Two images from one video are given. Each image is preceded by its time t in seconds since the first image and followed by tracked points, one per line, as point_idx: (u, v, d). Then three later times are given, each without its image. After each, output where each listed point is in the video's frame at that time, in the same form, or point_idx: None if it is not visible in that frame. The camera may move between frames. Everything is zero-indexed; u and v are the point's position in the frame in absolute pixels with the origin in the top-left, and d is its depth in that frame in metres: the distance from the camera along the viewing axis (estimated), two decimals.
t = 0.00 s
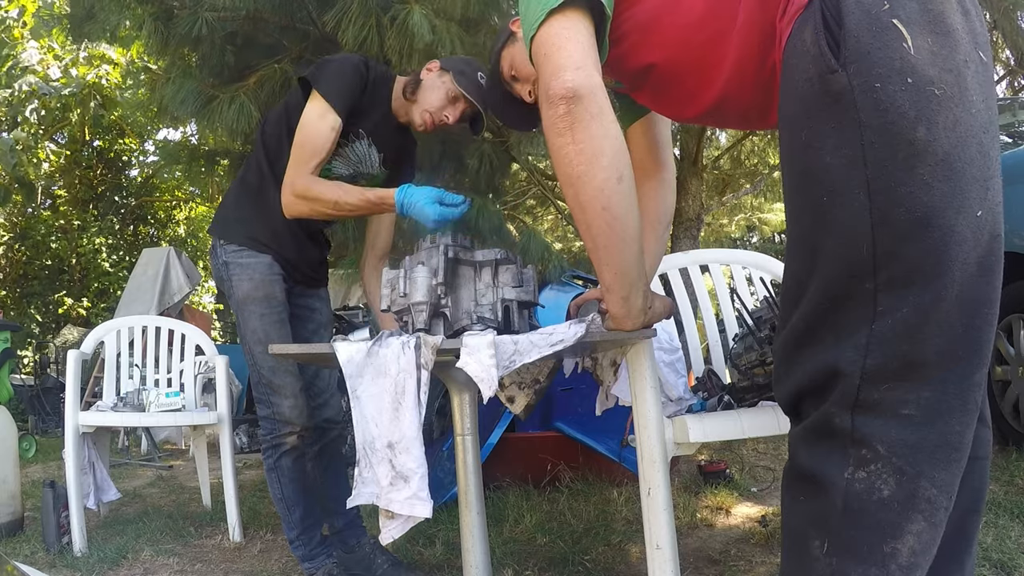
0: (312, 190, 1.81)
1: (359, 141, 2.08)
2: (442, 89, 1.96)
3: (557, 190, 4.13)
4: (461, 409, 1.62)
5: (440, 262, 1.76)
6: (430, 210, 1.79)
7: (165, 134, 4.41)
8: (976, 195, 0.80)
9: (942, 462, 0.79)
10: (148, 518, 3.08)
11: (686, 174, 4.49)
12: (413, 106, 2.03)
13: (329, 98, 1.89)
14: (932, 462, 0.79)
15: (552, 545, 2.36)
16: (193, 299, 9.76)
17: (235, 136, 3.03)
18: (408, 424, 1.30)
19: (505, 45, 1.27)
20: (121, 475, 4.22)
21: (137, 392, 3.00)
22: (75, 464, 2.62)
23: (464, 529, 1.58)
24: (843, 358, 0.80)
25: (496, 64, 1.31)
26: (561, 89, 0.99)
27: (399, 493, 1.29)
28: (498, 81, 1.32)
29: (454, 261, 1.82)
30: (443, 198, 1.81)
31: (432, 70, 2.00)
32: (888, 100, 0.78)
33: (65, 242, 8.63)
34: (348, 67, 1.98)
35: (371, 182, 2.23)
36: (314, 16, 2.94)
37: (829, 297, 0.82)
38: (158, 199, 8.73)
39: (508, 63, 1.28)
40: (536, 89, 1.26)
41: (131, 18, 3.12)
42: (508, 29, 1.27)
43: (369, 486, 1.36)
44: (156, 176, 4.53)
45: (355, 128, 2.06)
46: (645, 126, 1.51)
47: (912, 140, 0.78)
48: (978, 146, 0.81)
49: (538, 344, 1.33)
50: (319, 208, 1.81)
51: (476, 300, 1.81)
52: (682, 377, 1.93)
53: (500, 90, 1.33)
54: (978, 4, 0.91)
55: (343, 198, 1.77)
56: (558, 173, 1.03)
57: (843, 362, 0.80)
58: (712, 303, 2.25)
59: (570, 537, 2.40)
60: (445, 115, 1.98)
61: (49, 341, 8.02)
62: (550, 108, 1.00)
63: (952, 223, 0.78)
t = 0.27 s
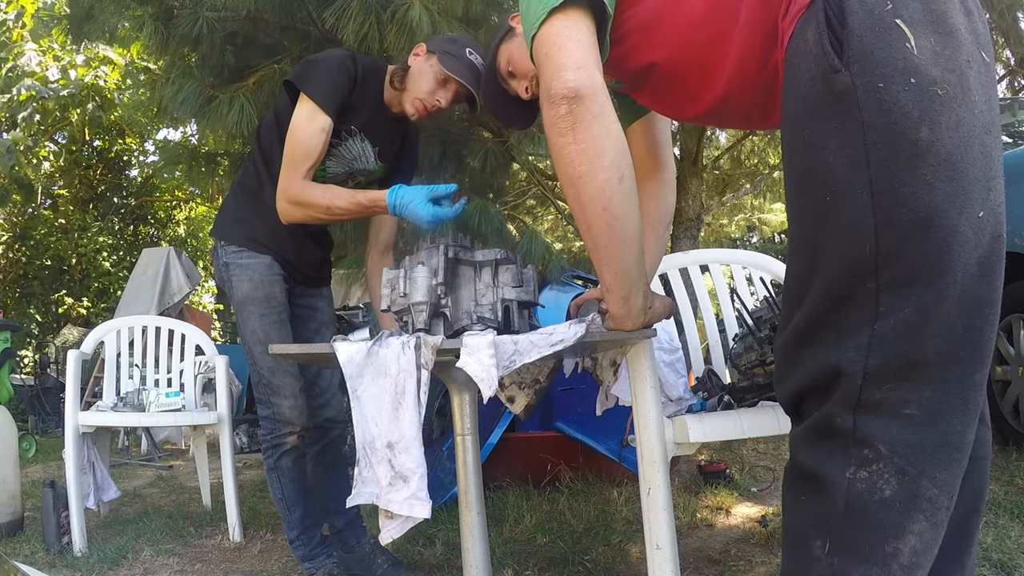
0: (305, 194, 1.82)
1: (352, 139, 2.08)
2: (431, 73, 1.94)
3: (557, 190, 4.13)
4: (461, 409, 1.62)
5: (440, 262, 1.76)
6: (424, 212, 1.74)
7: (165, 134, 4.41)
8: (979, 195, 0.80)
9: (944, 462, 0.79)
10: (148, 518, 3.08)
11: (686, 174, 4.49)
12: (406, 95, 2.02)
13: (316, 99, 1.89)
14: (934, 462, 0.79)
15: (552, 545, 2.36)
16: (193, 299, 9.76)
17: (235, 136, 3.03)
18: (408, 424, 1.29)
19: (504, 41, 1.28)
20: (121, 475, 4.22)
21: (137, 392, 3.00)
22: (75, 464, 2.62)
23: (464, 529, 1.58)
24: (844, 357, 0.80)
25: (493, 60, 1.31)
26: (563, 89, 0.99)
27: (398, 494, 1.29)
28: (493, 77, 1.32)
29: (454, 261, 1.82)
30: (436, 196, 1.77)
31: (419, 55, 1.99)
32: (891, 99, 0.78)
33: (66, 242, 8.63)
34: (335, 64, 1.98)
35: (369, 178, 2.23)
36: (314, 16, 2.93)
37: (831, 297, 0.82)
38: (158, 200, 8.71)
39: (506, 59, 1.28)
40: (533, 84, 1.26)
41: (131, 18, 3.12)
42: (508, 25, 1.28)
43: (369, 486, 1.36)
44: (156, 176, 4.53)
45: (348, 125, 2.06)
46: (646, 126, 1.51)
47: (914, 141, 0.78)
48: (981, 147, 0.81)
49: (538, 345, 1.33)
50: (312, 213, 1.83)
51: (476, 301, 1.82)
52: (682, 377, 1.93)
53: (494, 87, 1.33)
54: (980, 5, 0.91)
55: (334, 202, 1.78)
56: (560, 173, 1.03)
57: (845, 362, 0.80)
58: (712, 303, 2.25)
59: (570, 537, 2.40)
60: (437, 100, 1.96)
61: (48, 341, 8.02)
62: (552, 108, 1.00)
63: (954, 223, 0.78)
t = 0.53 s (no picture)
0: (302, 197, 1.83)
1: (346, 136, 2.08)
2: (419, 62, 1.95)
3: (557, 190, 4.13)
4: (461, 409, 1.62)
5: (440, 262, 1.76)
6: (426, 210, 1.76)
7: (166, 133, 4.41)
8: (979, 196, 0.80)
9: (945, 462, 0.79)
10: (148, 518, 3.08)
11: (686, 174, 4.49)
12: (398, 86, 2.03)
13: (305, 98, 1.88)
14: (934, 462, 0.79)
15: (552, 545, 2.36)
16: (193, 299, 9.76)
17: (235, 136, 3.02)
18: (406, 425, 1.29)
19: (501, 38, 1.27)
20: (121, 475, 4.23)
21: (137, 392, 3.00)
22: (75, 464, 2.62)
23: (463, 529, 1.58)
24: (845, 357, 0.80)
25: (489, 56, 1.30)
26: (564, 89, 0.99)
27: (395, 497, 1.29)
28: (489, 73, 1.31)
29: (454, 261, 1.83)
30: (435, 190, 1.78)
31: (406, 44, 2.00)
32: (892, 100, 0.78)
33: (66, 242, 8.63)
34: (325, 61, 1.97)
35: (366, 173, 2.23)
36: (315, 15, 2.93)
37: (832, 297, 0.82)
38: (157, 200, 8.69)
39: (503, 56, 1.27)
40: (530, 82, 1.26)
41: (131, 18, 3.11)
42: (506, 21, 1.28)
43: (363, 495, 1.34)
44: (156, 175, 4.54)
45: (341, 122, 2.06)
46: (645, 126, 1.51)
47: (915, 141, 0.78)
48: (981, 147, 0.81)
49: (538, 345, 1.33)
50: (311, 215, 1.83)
51: (475, 301, 1.82)
52: (683, 377, 1.93)
53: (490, 83, 1.32)
54: (981, 5, 0.91)
55: (331, 203, 1.79)
56: (561, 173, 1.03)
57: (845, 362, 0.80)
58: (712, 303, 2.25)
59: (570, 537, 2.40)
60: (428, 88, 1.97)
61: (48, 341, 8.02)
62: (553, 108, 1.00)
63: (955, 224, 0.78)
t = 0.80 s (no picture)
0: (299, 201, 1.82)
1: (343, 135, 2.08)
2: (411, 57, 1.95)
3: (558, 190, 4.13)
4: (461, 409, 1.62)
5: (440, 262, 1.76)
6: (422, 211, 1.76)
7: (166, 133, 4.41)
8: (980, 196, 0.80)
9: (946, 462, 0.79)
10: (148, 518, 3.08)
11: (686, 174, 4.49)
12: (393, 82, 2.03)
13: (299, 101, 1.88)
14: (935, 462, 0.79)
15: (552, 545, 2.36)
16: (193, 299, 9.76)
17: (235, 135, 3.02)
18: (406, 425, 1.29)
19: (500, 37, 1.27)
20: (121, 475, 4.23)
21: (137, 392, 3.00)
22: (75, 464, 2.62)
23: (464, 529, 1.58)
24: (846, 357, 0.80)
25: (488, 55, 1.30)
26: (565, 88, 0.98)
27: (395, 496, 1.29)
28: (488, 71, 1.31)
29: (454, 261, 1.82)
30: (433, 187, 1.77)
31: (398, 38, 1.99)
32: (893, 100, 0.78)
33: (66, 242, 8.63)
34: (316, 62, 1.96)
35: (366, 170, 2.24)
36: (315, 15, 2.92)
37: (833, 297, 0.82)
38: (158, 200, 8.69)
39: (501, 55, 1.27)
40: (529, 82, 1.26)
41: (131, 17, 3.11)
42: (504, 21, 1.28)
43: (365, 490, 1.35)
44: (156, 175, 4.53)
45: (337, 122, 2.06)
46: (644, 126, 1.51)
47: (916, 141, 0.78)
48: (982, 146, 0.81)
49: (538, 345, 1.33)
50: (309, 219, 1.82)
51: (476, 301, 1.82)
52: (682, 377, 1.93)
53: (489, 83, 1.33)
54: (980, 6, 0.91)
55: (328, 206, 1.78)
56: (562, 173, 1.03)
57: (847, 362, 0.80)
58: (712, 303, 2.25)
59: (570, 537, 2.40)
60: (424, 84, 1.98)
61: (49, 341, 8.02)
62: (554, 107, 1.00)
63: (956, 223, 0.78)
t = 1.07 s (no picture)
0: (294, 202, 1.83)
1: (339, 133, 2.08)
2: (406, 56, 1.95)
3: (558, 190, 4.14)
4: (461, 409, 1.62)
5: (440, 262, 1.76)
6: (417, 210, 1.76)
7: (166, 133, 4.41)
8: (981, 196, 0.80)
9: (946, 462, 0.79)
10: (148, 517, 3.08)
11: (686, 174, 4.49)
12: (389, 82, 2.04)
13: (295, 101, 1.87)
14: (935, 462, 0.79)
15: (552, 545, 2.36)
16: (193, 299, 9.76)
17: (235, 136, 3.02)
18: (408, 424, 1.29)
19: (501, 36, 1.27)
20: (121, 475, 4.23)
21: (137, 392, 3.00)
22: (75, 464, 2.62)
23: (464, 529, 1.58)
24: (847, 357, 0.80)
25: (489, 54, 1.30)
26: (566, 88, 0.98)
27: (398, 494, 1.29)
28: (488, 71, 1.31)
29: (454, 261, 1.82)
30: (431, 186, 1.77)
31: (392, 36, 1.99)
32: (894, 100, 0.78)
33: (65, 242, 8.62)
34: (311, 61, 1.96)
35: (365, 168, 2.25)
36: (315, 15, 2.92)
37: (834, 298, 0.82)
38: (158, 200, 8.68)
39: (503, 54, 1.27)
40: (530, 83, 1.26)
41: (131, 17, 3.10)
42: (506, 21, 1.27)
43: (369, 486, 1.35)
44: (156, 175, 4.53)
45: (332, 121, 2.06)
46: (644, 126, 1.50)
47: (917, 141, 0.78)
48: (982, 147, 0.81)
49: (538, 344, 1.33)
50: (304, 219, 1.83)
51: (476, 301, 1.82)
52: (682, 377, 1.93)
53: (491, 82, 1.32)
54: (982, 6, 0.91)
55: (323, 206, 1.79)
56: (563, 173, 1.03)
57: (848, 362, 0.80)
58: (712, 303, 2.25)
59: (570, 537, 2.40)
60: (420, 83, 1.98)
61: (49, 342, 8.02)
62: (555, 107, 1.00)
63: (957, 224, 0.78)
